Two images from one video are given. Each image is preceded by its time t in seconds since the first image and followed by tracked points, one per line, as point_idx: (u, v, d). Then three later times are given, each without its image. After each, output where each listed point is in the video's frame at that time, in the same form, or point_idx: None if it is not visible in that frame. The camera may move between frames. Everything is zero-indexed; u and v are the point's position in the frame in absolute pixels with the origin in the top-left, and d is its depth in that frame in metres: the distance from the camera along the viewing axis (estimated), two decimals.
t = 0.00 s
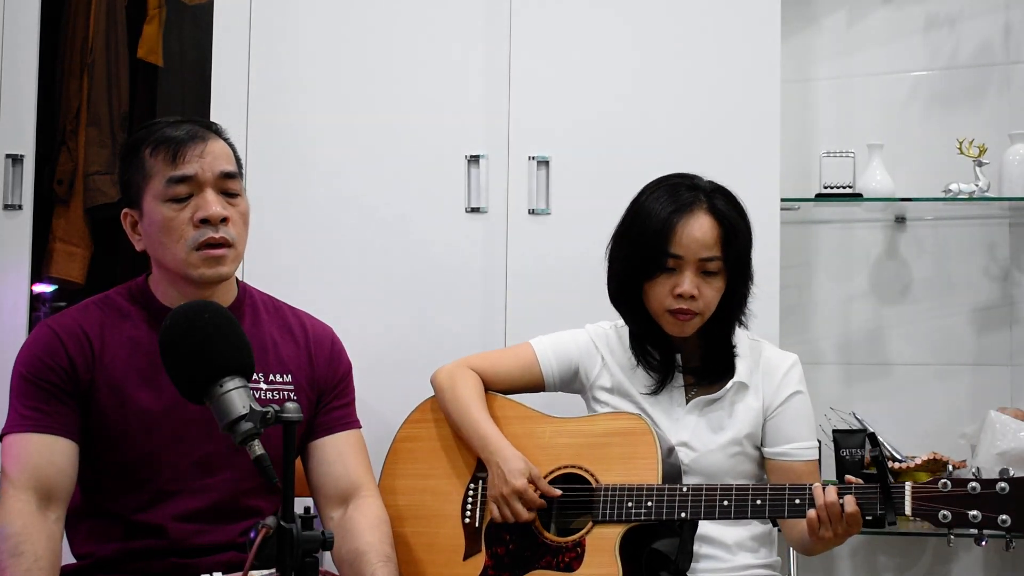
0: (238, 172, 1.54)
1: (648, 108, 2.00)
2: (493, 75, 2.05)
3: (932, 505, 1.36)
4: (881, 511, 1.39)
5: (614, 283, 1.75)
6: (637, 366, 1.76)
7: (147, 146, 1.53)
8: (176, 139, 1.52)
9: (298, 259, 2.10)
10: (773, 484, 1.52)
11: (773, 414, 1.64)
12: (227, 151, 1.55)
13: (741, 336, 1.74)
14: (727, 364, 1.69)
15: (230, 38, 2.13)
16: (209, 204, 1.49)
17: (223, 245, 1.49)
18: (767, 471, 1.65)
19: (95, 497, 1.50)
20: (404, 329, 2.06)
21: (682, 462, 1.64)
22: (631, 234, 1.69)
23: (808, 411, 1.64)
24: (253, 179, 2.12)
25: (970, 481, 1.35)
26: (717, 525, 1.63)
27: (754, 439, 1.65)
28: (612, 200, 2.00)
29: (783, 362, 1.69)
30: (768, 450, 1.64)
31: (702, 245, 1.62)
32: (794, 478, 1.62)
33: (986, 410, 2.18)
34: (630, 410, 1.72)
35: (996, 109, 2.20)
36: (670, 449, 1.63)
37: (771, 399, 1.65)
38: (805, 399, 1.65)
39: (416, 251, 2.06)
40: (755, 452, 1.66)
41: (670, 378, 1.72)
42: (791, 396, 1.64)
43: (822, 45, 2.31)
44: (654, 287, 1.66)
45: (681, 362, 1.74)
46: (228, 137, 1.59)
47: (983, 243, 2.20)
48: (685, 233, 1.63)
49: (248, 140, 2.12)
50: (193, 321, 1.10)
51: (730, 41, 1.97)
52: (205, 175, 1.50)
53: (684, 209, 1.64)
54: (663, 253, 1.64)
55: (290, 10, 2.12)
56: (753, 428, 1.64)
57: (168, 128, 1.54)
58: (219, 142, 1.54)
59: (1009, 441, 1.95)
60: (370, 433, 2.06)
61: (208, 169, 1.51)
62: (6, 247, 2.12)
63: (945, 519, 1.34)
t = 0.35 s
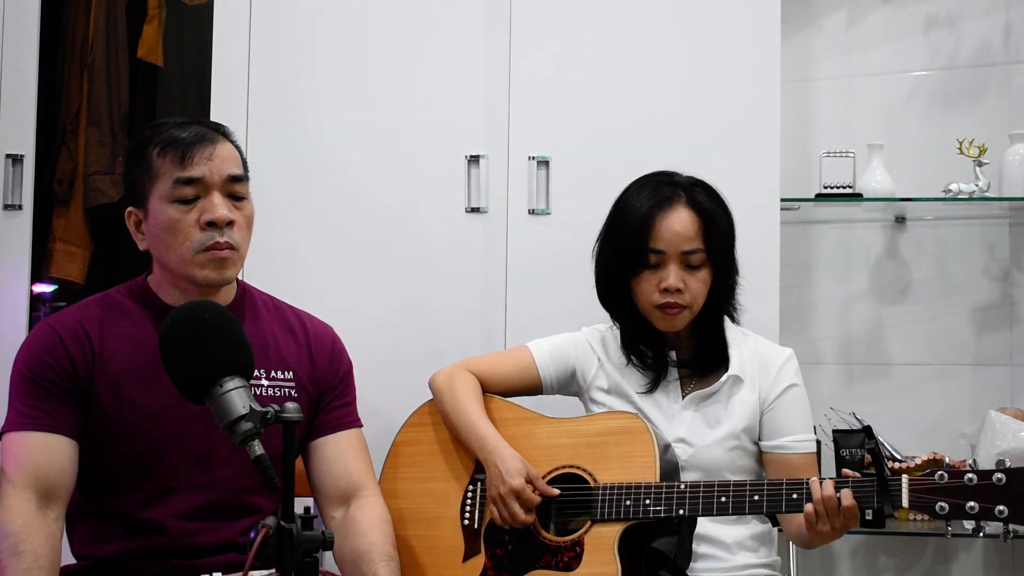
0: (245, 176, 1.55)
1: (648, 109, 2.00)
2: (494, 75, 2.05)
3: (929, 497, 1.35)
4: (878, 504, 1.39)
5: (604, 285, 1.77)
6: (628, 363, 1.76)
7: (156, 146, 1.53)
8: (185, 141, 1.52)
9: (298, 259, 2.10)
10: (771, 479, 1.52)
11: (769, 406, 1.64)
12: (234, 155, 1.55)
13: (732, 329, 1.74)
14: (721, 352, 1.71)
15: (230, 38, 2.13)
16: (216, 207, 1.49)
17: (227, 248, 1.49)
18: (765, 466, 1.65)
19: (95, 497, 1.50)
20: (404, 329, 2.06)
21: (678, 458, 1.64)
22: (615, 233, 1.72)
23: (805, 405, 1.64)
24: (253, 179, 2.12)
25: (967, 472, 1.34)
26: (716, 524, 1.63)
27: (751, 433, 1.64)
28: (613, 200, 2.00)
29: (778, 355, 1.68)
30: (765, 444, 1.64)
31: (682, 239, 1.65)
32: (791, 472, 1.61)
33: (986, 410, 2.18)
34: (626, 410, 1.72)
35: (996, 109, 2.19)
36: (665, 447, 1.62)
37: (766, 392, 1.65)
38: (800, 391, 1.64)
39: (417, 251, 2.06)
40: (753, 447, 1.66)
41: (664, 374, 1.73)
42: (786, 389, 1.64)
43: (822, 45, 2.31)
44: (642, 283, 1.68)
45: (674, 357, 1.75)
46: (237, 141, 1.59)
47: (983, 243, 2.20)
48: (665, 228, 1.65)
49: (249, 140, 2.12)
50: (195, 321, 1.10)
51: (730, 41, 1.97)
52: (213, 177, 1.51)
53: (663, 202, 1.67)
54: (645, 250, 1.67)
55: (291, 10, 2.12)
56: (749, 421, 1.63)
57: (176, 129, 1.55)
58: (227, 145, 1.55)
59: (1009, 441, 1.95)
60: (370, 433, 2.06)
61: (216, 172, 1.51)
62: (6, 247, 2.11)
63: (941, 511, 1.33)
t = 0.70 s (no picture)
0: (262, 181, 1.55)
1: (648, 109, 2.00)
2: (494, 75, 2.05)
3: (931, 502, 1.36)
4: (880, 508, 1.38)
5: (609, 280, 1.77)
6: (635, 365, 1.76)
7: (179, 139, 1.54)
8: (206, 138, 1.53)
9: (298, 259, 2.10)
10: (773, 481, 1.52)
11: (773, 408, 1.64)
12: (255, 158, 1.55)
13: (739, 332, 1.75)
14: (726, 351, 1.71)
15: (230, 38, 2.13)
16: (224, 206, 1.49)
17: (228, 248, 1.48)
18: (766, 467, 1.65)
19: (96, 496, 1.50)
20: (404, 329, 2.06)
21: (681, 458, 1.63)
22: (622, 230, 1.72)
23: (808, 408, 1.64)
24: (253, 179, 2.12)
25: (970, 477, 1.35)
26: (717, 525, 1.63)
27: (754, 434, 1.64)
28: (613, 200, 2.00)
29: (782, 358, 1.69)
30: (767, 445, 1.64)
31: (694, 235, 1.65)
32: (793, 474, 1.61)
33: (986, 410, 2.18)
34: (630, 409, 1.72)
35: (996, 109, 2.19)
36: (665, 447, 1.63)
37: (771, 394, 1.65)
38: (804, 394, 1.65)
39: (416, 251, 2.06)
40: (755, 448, 1.66)
41: (670, 376, 1.72)
42: (790, 391, 1.64)
43: (822, 45, 2.31)
44: (654, 281, 1.68)
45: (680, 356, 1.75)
46: (261, 147, 1.60)
47: (983, 243, 2.20)
48: (676, 225, 1.65)
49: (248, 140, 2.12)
50: (194, 320, 1.10)
51: (730, 41, 1.97)
52: (228, 177, 1.51)
53: (672, 202, 1.67)
54: (658, 247, 1.67)
55: (291, 10, 2.12)
56: (752, 422, 1.63)
57: (200, 126, 1.56)
58: (249, 148, 1.55)
59: (1009, 441, 1.95)
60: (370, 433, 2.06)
61: (232, 172, 1.52)
62: (7, 247, 2.10)
63: (943, 516, 1.34)
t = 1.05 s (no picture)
0: (271, 182, 1.56)
1: (648, 108, 2.00)
2: (493, 75, 2.05)
3: (934, 509, 1.36)
4: (884, 514, 1.39)
5: (613, 279, 1.77)
6: (640, 364, 1.76)
7: (189, 138, 1.54)
8: (216, 137, 1.53)
9: (298, 259, 2.10)
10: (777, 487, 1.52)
11: (778, 412, 1.65)
12: (264, 159, 1.56)
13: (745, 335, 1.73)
14: (733, 351, 1.71)
15: (230, 38, 2.13)
16: (233, 205, 1.50)
17: (237, 246, 1.49)
18: (769, 471, 1.66)
19: (97, 496, 1.50)
20: (404, 328, 2.06)
21: (684, 459, 1.64)
22: (627, 228, 1.72)
23: (812, 412, 1.65)
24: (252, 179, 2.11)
25: (973, 485, 1.35)
26: (718, 525, 1.63)
27: (758, 438, 1.65)
28: (613, 200, 2.00)
29: (787, 362, 1.69)
30: (771, 449, 1.64)
31: (697, 233, 1.65)
32: (796, 479, 1.62)
33: (986, 410, 2.18)
34: (633, 410, 1.71)
35: (996, 109, 2.19)
36: (670, 447, 1.64)
37: (776, 397, 1.65)
38: (808, 398, 1.65)
39: (416, 252, 2.06)
40: (758, 451, 1.66)
41: (675, 377, 1.72)
42: (795, 396, 1.65)
43: (822, 45, 2.31)
44: (659, 279, 1.68)
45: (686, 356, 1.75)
46: (269, 149, 1.60)
47: (983, 243, 2.20)
48: (681, 224, 1.65)
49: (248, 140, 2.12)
50: (193, 321, 1.10)
51: (730, 41, 1.97)
52: (238, 175, 1.51)
53: (674, 200, 1.67)
54: (661, 245, 1.67)
55: (291, 10, 2.12)
56: (757, 425, 1.64)
57: (210, 125, 1.55)
58: (258, 149, 1.56)
59: (1009, 441, 1.95)
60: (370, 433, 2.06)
61: (242, 171, 1.52)
62: (7, 246, 2.11)
63: (947, 523, 1.34)
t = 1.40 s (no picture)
0: (253, 173, 1.56)
1: (648, 108, 2.00)
2: (494, 75, 2.05)
3: (932, 504, 1.36)
4: (882, 510, 1.39)
5: (596, 280, 1.79)
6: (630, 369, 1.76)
7: (167, 140, 1.54)
8: (194, 136, 1.54)
9: (298, 259, 2.10)
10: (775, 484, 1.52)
11: (774, 409, 1.64)
12: (243, 152, 1.56)
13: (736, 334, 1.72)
14: (725, 348, 1.71)
15: (230, 39, 2.13)
16: (222, 200, 1.50)
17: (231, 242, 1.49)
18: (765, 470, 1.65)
19: (96, 496, 1.50)
20: (404, 328, 2.06)
21: (683, 459, 1.64)
22: (604, 231, 1.74)
23: (807, 410, 1.64)
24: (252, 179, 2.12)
25: (971, 480, 1.35)
26: (717, 525, 1.63)
27: (755, 436, 1.64)
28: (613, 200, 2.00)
29: (783, 361, 1.68)
30: (767, 447, 1.64)
31: (665, 230, 1.67)
32: (790, 477, 1.61)
33: (986, 410, 2.18)
34: (631, 411, 1.72)
35: (996, 109, 2.19)
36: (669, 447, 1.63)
37: (771, 395, 1.65)
38: (803, 396, 1.65)
39: (416, 252, 2.07)
40: (756, 450, 1.66)
41: (668, 378, 1.73)
42: (790, 394, 1.64)
43: (822, 45, 2.31)
44: (636, 280, 1.69)
45: (678, 357, 1.75)
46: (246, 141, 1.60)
47: (983, 243, 2.20)
48: (647, 223, 1.67)
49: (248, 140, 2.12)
50: (193, 320, 1.10)
51: (730, 40, 1.97)
52: (222, 172, 1.52)
53: (643, 198, 1.70)
54: (630, 246, 1.69)
55: (291, 9, 2.12)
56: (753, 424, 1.63)
57: (186, 125, 1.56)
58: (237, 144, 1.56)
59: (1009, 441, 1.95)
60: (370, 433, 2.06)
61: (225, 167, 1.52)
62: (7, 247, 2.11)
63: (944, 518, 1.34)
